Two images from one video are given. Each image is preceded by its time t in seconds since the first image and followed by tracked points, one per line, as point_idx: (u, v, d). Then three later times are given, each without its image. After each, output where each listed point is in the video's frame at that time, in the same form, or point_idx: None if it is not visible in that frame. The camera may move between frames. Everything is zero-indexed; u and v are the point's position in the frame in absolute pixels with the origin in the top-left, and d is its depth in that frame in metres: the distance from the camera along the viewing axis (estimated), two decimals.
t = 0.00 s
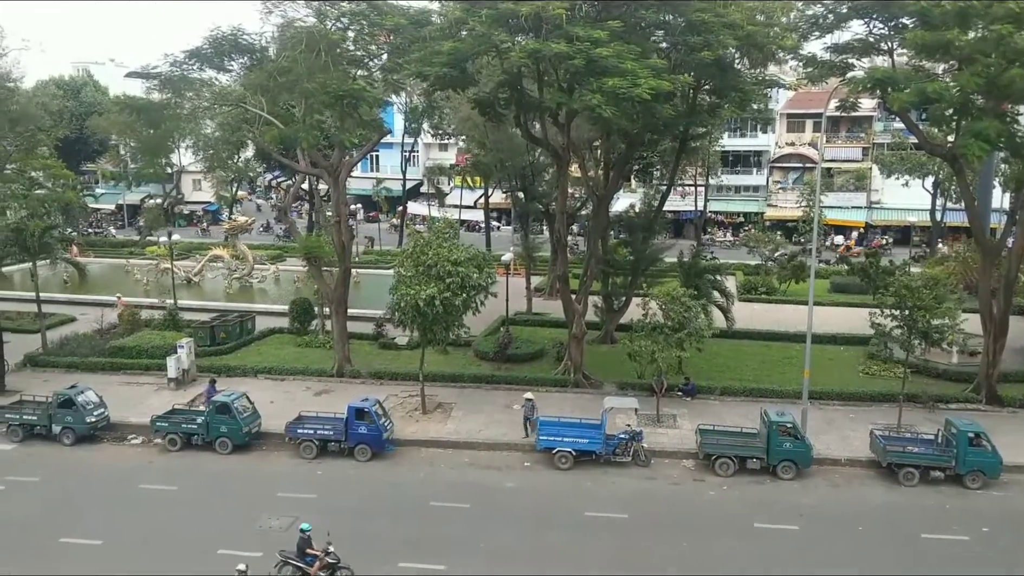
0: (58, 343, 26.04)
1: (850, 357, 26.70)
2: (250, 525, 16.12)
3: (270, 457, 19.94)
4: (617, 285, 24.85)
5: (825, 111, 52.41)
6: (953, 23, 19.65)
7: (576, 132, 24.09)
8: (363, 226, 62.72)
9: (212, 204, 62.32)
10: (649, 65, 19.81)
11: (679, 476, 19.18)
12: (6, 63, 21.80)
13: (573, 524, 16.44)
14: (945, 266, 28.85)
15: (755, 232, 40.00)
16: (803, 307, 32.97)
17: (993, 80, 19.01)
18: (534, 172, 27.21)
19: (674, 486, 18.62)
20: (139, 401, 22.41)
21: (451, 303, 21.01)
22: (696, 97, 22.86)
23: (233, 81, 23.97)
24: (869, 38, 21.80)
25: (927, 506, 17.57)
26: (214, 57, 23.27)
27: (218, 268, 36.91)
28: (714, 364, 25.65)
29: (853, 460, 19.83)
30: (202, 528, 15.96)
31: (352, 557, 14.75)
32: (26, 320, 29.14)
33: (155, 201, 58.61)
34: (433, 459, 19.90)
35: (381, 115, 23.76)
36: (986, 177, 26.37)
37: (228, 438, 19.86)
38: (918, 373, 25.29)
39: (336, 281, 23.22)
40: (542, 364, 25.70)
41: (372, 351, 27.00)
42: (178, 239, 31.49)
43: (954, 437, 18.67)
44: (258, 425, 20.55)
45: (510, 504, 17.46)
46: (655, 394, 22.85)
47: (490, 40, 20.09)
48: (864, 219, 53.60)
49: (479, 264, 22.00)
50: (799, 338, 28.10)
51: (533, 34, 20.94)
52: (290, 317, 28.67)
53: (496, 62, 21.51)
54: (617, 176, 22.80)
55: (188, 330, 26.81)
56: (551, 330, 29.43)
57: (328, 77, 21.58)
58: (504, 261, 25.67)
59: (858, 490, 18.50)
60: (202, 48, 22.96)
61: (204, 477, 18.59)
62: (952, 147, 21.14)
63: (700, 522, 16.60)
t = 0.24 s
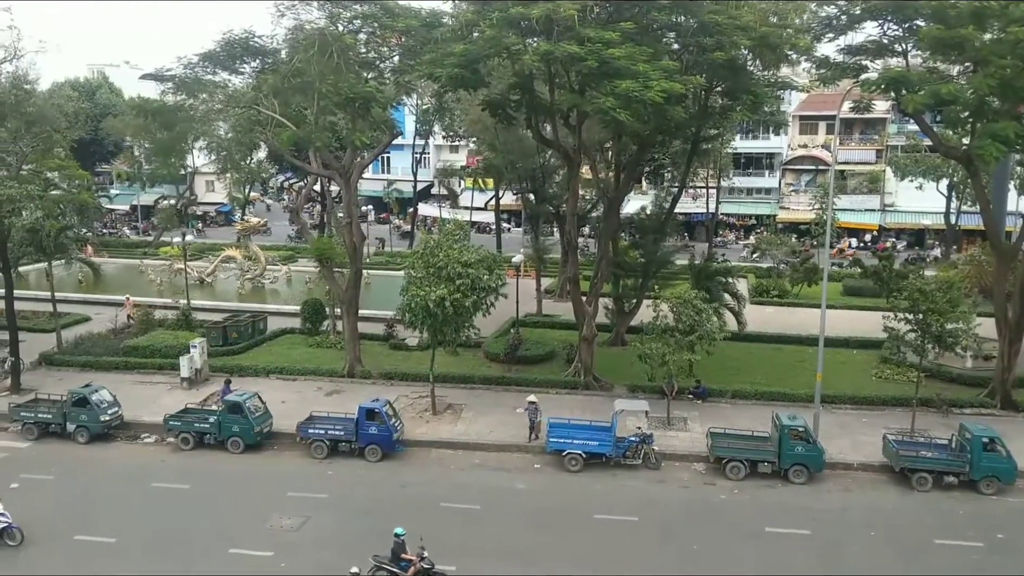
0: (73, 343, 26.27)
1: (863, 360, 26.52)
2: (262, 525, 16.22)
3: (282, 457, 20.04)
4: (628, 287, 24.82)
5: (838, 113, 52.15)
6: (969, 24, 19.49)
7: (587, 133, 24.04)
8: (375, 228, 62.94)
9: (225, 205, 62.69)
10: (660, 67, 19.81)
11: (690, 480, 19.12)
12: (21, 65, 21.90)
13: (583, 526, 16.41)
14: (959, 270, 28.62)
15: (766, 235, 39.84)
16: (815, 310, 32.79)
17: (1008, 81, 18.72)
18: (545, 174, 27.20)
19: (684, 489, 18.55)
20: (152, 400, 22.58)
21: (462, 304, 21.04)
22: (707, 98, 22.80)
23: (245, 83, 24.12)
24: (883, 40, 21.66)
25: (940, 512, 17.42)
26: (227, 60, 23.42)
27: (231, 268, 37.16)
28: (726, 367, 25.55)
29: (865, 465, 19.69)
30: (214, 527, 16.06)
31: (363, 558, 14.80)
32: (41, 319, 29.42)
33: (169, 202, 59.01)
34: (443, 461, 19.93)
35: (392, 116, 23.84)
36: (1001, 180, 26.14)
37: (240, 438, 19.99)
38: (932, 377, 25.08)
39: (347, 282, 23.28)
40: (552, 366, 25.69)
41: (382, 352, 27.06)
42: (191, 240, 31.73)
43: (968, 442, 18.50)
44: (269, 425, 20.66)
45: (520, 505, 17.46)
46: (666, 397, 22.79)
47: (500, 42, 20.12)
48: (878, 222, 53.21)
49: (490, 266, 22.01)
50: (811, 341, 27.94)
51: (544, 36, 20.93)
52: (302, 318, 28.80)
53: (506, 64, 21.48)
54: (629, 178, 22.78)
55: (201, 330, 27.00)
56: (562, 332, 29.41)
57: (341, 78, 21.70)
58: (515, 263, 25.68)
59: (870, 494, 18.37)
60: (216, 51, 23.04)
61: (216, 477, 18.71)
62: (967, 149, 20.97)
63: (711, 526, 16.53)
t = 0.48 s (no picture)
0: (87, 342, 26.49)
1: (875, 363, 26.35)
2: (273, 524, 16.30)
3: (293, 456, 20.15)
4: (639, 288, 24.79)
5: (851, 114, 51.98)
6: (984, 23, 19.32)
7: (597, 134, 24.02)
8: (386, 229, 63.12)
9: (237, 206, 63.01)
10: (672, 68, 19.81)
11: (700, 482, 19.06)
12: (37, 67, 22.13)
13: (593, 528, 16.40)
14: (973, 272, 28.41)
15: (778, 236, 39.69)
16: (827, 312, 32.61)
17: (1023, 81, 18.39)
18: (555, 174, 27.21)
19: (694, 491, 18.50)
20: (164, 399, 22.75)
21: (472, 304, 21.07)
22: (719, 99, 22.73)
23: (257, 85, 23.87)
24: (897, 40, 21.51)
25: (953, 515, 17.29)
26: (238, 64, 23.12)
27: (242, 269, 37.38)
28: (737, 369, 25.45)
29: (877, 468, 19.57)
30: (226, 525, 16.16)
31: (373, 557, 14.85)
32: (55, 319, 29.68)
33: (183, 203, 59.38)
34: (453, 461, 19.97)
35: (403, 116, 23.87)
36: (1017, 181, 25.92)
37: (251, 437, 20.11)
38: (945, 380, 24.89)
39: (358, 282, 23.35)
40: (562, 367, 25.67)
41: (392, 353, 27.13)
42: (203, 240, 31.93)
43: (982, 445, 18.35)
44: (281, 425, 20.79)
45: (530, 506, 17.47)
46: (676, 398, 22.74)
47: (511, 43, 20.14)
48: (891, 223, 52.78)
49: (499, 267, 22.01)
50: (823, 343, 27.79)
51: (555, 38, 20.90)
52: (313, 318, 28.93)
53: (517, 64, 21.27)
54: (639, 179, 22.78)
55: (213, 329, 27.17)
56: (572, 334, 29.40)
57: (353, 80, 21.88)
58: (525, 264, 25.68)
59: (882, 498, 18.25)
60: (226, 54, 22.77)
61: (228, 475, 18.84)
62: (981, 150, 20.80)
63: (721, 528, 16.48)
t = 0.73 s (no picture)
0: (101, 342, 26.68)
1: (890, 365, 26.13)
2: (285, 523, 16.36)
3: (305, 456, 20.22)
4: (651, 289, 24.71)
5: (867, 114, 51.64)
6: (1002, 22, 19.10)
7: (609, 135, 23.93)
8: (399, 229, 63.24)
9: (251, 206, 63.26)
10: (684, 70, 19.76)
11: (712, 484, 18.96)
12: (53, 70, 22.24)
13: (604, 530, 16.34)
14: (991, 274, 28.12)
15: (792, 237, 39.46)
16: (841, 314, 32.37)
17: None
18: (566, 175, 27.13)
19: (706, 493, 18.41)
20: (178, 398, 22.88)
21: (483, 305, 21.06)
22: (732, 100, 22.61)
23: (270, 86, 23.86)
24: (912, 40, 21.31)
25: (969, 520, 17.11)
26: (251, 66, 23.16)
27: (255, 269, 37.56)
28: (749, 371, 25.30)
29: (892, 471, 19.40)
30: (238, 524, 16.22)
31: (384, 558, 14.87)
32: (70, 318, 29.93)
33: (197, 204, 59.72)
34: (464, 462, 19.97)
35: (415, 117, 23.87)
36: None
37: (264, 437, 20.21)
38: (961, 383, 24.64)
39: (369, 283, 23.36)
40: (573, 368, 25.61)
41: (404, 353, 27.16)
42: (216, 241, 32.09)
43: (999, 449, 18.15)
44: (293, 424, 20.86)
45: (541, 507, 17.45)
46: (688, 400, 22.63)
47: (521, 44, 20.11)
48: (906, 224, 52.37)
49: (510, 267, 21.96)
50: (836, 345, 27.58)
51: (566, 39, 20.80)
52: (324, 318, 29.03)
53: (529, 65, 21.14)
54: (651, 180, 22.65)
55: (226, 329, 27.31)
56: (584, 335, 29.33)
57: (366, 82, 21.94)
58: (536, 265, 25.65)
59: (896, 501, 18.09)
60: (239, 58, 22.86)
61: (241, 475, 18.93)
62: (998, 151, 20.57)
63: (733, 531, 16.38)
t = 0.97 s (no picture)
0: (120, 341, 26.87)
1: (908, 366, 26.00)
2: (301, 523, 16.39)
3: (322, 455, 20.28)
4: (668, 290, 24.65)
5: (885, 114, 51.36)
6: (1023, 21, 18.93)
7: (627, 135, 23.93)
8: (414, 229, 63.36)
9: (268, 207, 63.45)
10: (702, 70, 19.71)
11: (729, 485, 18.92)
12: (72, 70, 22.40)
13: (620, 530, 16.34)
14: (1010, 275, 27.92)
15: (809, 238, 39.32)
16: (858, 315, 32.23)
17: None
18: (583, 175, 27.13)
19: (723, 494, 18.37)
20: (195, 398, 23.00)
21: (498, 306, 21.07)
22: (749, 100, 22.52)
23: (287, 87, 23.87)
24: (931, 40, 21.18)
25: (987, 522, 17.00)
26: (269, 67, 23.28)
27: (272, 269, 37.72)
28: (766, 372, 25.24)
29: (909, 473, 19.31)
30: (255, 524, 16.27)
31: (400, 557, 14.89)
32: (89, 318, 30.14)
33: (214, 204, 60.06)
34: (480, 462, 19.99)
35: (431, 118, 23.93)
36: None
37: (281, 436, 20.27)
38: (980, 384, 24.48)
39: (385, 283, 23.40)
40: (589, 369, 25.61)
41: (420, 354, 27.17)
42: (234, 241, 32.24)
43: (1017, 450, 18.02)
44: (309, 424, 20.92)
45: (557, 507, 17.46)
46: (705, 401, 22.60)
47: (537, 43, 20.12)
48: (924, 225, 52.13)
49: (526, 268, 21.95)
50: (854, 346, 27.46)
51: (583, 39, 20.61)
52: (341, 318, 29.12)
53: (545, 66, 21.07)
54: (668, 181, 22.63)
55: (243, 329, 27.43)
56: (600, 335, 29.33)
57: (383, 83, 21.95)
58: (552, 265, 25.70)
59: (914, 503, 17.99)
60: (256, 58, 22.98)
61: (258, 474, 19.00)
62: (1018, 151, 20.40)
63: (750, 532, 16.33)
